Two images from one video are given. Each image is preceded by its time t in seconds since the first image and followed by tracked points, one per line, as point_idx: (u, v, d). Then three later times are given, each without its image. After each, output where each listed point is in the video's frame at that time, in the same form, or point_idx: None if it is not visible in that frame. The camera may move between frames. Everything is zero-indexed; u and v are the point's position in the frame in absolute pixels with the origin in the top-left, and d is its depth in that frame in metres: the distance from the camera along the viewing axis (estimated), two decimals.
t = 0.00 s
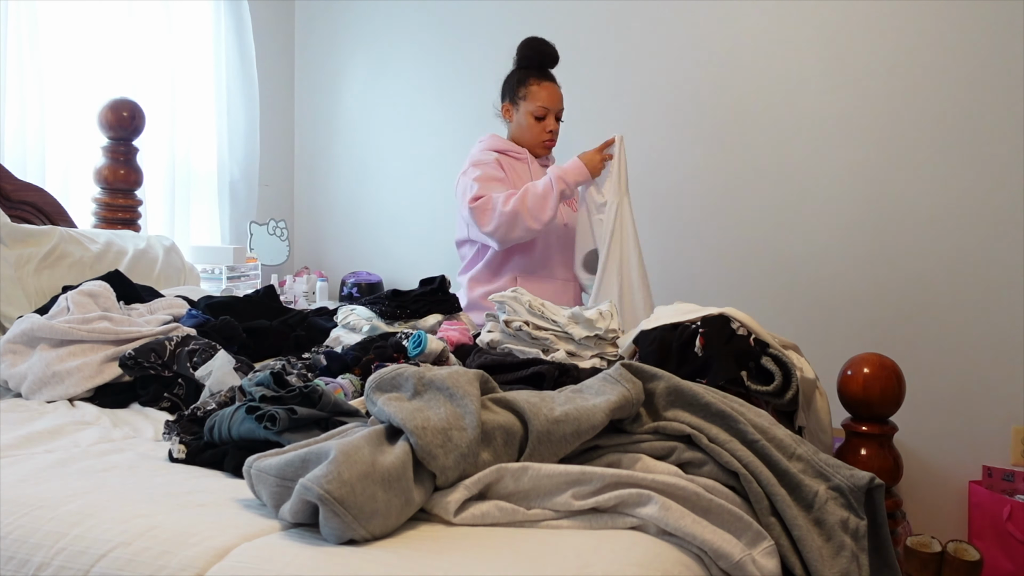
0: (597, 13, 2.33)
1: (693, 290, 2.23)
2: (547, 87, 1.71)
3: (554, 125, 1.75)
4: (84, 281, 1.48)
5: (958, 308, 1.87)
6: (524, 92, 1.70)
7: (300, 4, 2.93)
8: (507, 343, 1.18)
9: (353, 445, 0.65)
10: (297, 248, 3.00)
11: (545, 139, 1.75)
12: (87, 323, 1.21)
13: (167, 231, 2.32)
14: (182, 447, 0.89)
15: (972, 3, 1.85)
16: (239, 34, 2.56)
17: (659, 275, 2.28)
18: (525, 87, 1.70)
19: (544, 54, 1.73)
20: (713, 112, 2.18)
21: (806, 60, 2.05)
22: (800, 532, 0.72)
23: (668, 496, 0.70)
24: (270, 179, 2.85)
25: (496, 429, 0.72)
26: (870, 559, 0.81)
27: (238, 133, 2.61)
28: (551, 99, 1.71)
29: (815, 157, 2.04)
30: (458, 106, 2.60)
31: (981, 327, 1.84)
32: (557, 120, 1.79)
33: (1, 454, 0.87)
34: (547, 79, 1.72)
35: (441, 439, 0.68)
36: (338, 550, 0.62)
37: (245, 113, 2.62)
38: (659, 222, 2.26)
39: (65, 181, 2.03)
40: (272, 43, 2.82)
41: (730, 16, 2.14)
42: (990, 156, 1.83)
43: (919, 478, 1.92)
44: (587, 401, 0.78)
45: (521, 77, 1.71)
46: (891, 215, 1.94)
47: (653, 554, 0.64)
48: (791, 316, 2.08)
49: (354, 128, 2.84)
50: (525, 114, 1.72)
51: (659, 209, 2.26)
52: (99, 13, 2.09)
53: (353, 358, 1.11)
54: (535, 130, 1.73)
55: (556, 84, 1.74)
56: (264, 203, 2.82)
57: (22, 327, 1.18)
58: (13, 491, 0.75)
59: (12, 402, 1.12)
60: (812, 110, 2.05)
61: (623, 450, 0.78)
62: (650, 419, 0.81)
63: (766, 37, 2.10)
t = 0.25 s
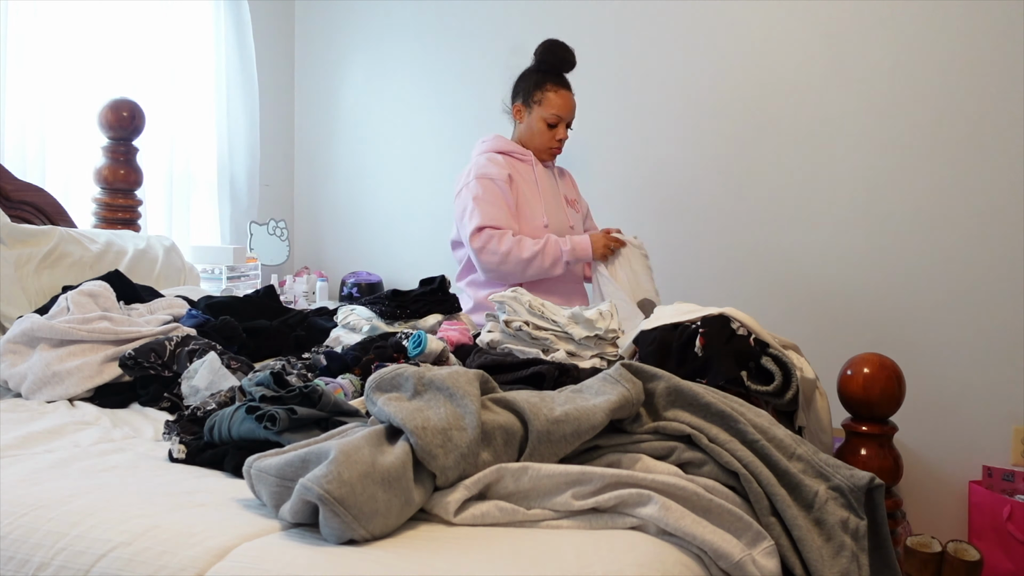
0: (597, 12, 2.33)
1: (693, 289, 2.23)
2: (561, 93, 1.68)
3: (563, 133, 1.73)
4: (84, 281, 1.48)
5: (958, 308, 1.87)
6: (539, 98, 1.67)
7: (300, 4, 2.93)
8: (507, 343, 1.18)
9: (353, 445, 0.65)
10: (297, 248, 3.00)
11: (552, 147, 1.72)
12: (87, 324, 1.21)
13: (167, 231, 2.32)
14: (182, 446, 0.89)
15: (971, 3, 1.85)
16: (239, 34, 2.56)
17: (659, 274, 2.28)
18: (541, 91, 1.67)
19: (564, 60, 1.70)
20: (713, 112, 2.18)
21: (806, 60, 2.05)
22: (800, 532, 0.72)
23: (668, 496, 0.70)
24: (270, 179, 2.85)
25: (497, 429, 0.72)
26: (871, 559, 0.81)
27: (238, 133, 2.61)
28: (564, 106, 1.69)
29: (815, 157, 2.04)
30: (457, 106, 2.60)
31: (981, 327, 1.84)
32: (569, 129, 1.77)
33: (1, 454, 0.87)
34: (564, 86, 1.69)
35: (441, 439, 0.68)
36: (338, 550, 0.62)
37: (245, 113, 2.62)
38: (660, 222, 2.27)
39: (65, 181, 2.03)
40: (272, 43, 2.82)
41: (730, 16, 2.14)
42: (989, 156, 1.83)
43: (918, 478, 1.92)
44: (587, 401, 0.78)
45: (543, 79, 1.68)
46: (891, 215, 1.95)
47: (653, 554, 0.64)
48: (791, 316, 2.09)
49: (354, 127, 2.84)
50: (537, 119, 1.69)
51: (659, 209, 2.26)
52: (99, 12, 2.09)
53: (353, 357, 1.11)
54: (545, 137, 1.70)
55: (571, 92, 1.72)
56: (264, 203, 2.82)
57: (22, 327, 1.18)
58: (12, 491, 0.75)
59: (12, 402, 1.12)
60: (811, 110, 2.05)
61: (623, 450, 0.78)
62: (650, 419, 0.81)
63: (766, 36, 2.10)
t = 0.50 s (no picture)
0: (597, 12, 2.33)
1: (693, 289, 2.23)
2: (489, 68, 1.57)
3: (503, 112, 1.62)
4: (84, 281, 1.48)
5: (958, 308, 1.87)
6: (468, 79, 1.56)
7: (300, 4, 2.93)
8: (507, 343, 1.18)
9: (353, 445, 0.65)
10: (297, 248, 3.00)
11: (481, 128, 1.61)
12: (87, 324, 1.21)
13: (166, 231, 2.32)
14: (182, 446, 0.89)
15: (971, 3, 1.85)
16: (239, 34, 2.56)
17: (659, 274, 2.28)
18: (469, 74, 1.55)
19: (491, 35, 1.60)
20: (713, 112, 2.18)
21: (806, 60, 2.05)
22: (800, 532, 0.72)
23: (668, 496, 0.70)
24: (270, 179, 2.85)
25: (496, 429, 0.72)
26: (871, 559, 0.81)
27: (238, 133, 2.61)
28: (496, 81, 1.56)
29: (815, 157, 2.04)
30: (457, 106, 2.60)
31: (981, 327, 1.84)
32: (507, 107, 1.62)
33: (1, 453, 0.87)
34: (489, 63, 1.58)
35: (441, 439, 0.68)
36: (338, 550, 0.62)
37: (245, 113, 2.62)
38: (660, 222, 2.27)
39: (65, 181, 2.03)
40: (272, 44, 2.82)
41: (730, 16, 2.14)
42: (990, 156, 1.83)
43: (918, 478, 1.92)
44: (587, 401, 0.78)
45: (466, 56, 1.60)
46: (891, 215, 1.95)
47: (653, 554, 0.64)
48: (791, 316, 2.09)
49: (354, 127, 2.84)
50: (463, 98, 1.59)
51: (660, 209, 2.26)
52: (99, 13, 2.09)
53: (353, 357, 1.11)
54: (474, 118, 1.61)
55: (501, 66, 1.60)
56: (264, 203, 2.82)
57: (22, 327, 1.18)
58: (12, 491, 0.75)
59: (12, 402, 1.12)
60: (811, 110, 2.05)
61: (623, 450, 0.78)
62: (651, 419, 0.81)
63: (766, 36, 2.10)
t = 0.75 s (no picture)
0: (597, 12, 2.33)
1: (693, 289, 2.23)
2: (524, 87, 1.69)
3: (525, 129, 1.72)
4: (84, 281, 1.48)
5: (958, 308, 1.87)
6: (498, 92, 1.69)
7: (300, 4, 2.93)
8: (507, 344, 1.18)
9: (353, 445, 0.65)
10: (297, 248, 3.00)
11: (510, 138, 1.71)
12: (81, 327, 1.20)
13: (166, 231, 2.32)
14: (182, 446, 0.89)
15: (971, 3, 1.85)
16: (239, 34, 2.56)
17: (659, 274, 2.28)
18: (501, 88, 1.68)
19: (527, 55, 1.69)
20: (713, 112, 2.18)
21: (806, 60, 2.05)
22: (800, 532, 0.72)
23: (668, 496, 0.70)
24: (270, 179, 2.85)
25: (496, 429, 0.72)
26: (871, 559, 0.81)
27: (238, 133, 2.61)
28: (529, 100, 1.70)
29: (815, 157, 2.04)
30: (457, 106, 2.61)
31: (981, 326, 1.84)
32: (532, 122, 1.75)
33: (1, 453, 0.87)
34: (522, 81, 1.70)
35: (441, 439, 0.68)
36: (338, 550, 0.62)
37: (245, 113, 2.62)
38: (660, 221, 2.26)
39: (65, 181, 2.03)
40: (272, 44, 2.82)
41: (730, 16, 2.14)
42: (989, 155, 1.83)
43: (918, 478, 1.92)
44: (587, 401, 0.78)
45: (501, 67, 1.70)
46: (891, 215, 1.95)
47: (653, 554, 0.64)
48: (791, 316, 2.09)
49: (354, 127, 2.84)
50: (495, 113, 1.70)
51: (659, 208, 2.26)
52: (99, 12, 2.09)
53: (353, 357, 1.11)
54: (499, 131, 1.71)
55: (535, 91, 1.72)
56: (264, 203, 2.82)
57: (16, 331, 1.18)
58: (12, 491, 0.75)
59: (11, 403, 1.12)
60: (811, 109, 2.05)
61: (623, 450, 0.78)
62: (650, 419, 0.81)
63: (766, 36, 2.10)
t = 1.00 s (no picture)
0: (597, 12, 2.33)
1: (693, 289, 2.23)
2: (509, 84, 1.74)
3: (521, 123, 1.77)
4: (84, 281, 1.48)
5: (958, 308, 1.87)
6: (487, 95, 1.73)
7: (300, 4, 2.93)
8: (507, 344, 1.18)
9: (353, 445, 0.65)
10: (297, 247, 3.00)
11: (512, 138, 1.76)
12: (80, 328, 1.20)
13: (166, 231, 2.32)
14: (182, 446, 0.89)
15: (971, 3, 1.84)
16: (239, 34, 2.56)
17: (659, 274, 2.28)
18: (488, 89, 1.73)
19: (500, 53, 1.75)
20: (713, 112, 2.18)
21: (806, 60, 2.05)
22: (800, 532, 0.72)
23: (668, 496, 0.70)
24: (270, 179, 2.85)
25: (496, 429, 0.72)
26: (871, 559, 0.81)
27: (238, 133, 2.61)
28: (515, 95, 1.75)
29: (815, 157, 2.04)
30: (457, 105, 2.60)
31: (981, 327, 1.84)
32: (524, 117, 1.81)
33: (1, 453, 0.87)
34: (508, 80, 1.75)
35: (441, 439, 0.68)
36: (338, 550, 0.62)
37: (245, 113, 2.62)
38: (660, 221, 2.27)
39: (65, 181, 2.03)
40: (272, 44, 2.82)
41: (730, 16, 2.14)
42: (990, 156, 1.83)
43: (919, 478, 1.92)
44: (587, 401, 0.78)
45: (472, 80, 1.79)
46: (891, 215, 1.95)
47: (653, 554, 0.64)
48: (791, 316, 2.09)
49: (354, 127, 2.84)
50: (490, 115, 1.75)
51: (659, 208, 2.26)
52: (99, 13, 2.09)
53: (353, 357, 1.11)
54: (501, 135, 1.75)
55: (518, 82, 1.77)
56: (264, 203, 2.82)
57: (15, 332, 1.18)
58: (12, 491, 0.75)
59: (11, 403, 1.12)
60: (811, 109, 2.05)
61: (623, 450, 0.78)
62: (651, 419, 0.81)
63: (766, 36, 2.10)
